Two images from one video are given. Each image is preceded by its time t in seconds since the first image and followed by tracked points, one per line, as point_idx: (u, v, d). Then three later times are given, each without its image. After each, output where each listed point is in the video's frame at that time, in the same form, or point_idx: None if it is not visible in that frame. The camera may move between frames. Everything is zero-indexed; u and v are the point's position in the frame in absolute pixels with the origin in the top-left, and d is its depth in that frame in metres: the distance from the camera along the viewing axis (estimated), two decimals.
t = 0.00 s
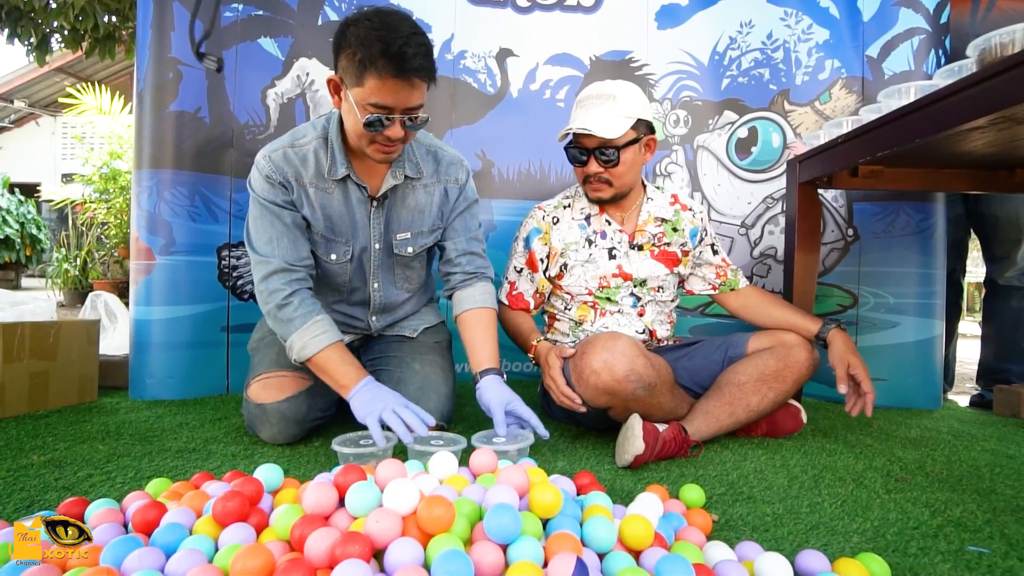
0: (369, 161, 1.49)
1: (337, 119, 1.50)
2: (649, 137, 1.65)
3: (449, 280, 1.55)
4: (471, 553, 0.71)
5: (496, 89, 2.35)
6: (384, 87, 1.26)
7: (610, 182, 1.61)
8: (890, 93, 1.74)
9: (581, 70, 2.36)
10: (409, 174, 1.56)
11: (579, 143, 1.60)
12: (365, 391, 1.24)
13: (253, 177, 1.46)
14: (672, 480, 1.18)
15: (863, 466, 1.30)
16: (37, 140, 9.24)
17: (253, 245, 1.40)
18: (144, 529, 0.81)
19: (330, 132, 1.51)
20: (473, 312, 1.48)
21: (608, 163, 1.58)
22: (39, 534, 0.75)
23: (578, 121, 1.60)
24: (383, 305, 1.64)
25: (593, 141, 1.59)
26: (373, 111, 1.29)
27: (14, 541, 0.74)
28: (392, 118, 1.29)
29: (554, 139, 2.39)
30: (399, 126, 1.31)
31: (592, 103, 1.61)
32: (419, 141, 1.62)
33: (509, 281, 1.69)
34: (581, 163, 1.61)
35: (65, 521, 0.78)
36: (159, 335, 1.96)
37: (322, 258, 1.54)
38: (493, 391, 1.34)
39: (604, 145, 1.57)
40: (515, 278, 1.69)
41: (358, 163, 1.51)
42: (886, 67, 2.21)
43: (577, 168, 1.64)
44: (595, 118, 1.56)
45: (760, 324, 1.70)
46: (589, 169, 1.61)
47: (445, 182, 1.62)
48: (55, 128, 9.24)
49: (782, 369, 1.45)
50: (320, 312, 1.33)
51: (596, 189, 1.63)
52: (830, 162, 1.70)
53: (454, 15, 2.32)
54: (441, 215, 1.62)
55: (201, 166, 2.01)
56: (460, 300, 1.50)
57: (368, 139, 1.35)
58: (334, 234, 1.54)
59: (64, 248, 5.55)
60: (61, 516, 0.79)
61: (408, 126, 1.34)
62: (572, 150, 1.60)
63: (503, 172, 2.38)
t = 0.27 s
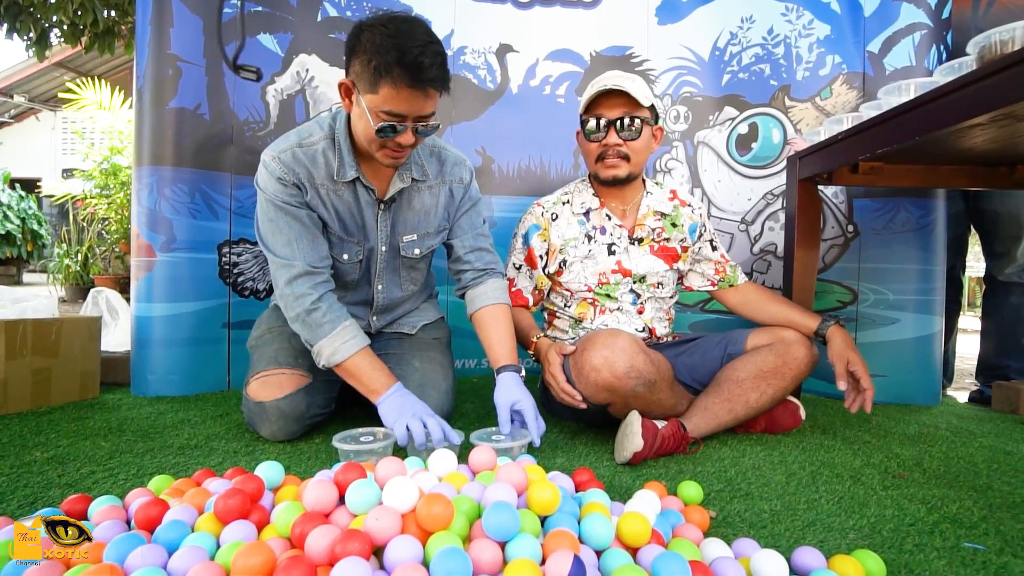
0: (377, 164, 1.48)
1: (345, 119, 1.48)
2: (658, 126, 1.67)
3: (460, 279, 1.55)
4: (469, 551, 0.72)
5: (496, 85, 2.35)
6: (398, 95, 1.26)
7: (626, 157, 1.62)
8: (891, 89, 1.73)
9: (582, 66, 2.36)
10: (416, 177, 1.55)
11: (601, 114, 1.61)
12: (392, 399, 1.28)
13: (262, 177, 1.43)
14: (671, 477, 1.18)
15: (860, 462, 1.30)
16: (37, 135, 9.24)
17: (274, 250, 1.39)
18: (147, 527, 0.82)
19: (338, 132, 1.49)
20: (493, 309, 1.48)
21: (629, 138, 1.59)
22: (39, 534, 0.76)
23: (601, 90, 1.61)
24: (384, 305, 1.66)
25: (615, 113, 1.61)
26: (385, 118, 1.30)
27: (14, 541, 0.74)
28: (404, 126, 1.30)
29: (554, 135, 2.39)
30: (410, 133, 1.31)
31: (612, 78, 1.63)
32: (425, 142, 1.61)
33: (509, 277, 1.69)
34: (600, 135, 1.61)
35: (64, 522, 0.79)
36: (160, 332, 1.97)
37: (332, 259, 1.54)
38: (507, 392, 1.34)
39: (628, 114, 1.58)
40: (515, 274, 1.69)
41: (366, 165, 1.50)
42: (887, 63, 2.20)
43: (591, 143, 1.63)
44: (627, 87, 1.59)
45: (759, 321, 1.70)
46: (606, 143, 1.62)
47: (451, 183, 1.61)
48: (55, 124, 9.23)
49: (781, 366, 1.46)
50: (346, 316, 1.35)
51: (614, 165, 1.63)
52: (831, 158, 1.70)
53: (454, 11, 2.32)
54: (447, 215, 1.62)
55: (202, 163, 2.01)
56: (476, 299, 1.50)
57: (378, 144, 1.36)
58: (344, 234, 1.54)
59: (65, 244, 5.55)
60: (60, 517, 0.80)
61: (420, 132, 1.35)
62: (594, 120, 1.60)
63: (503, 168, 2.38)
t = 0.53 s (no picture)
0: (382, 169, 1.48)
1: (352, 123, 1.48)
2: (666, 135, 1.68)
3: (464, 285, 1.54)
4: (471, 552, 0.72)
5: (497, 84, 2.35)
6: (401, 104, 1.26)
7: (638, 163, 1.62)
8: (891, 89, 1.73)
9: (582, 64, 2.36)
10: (421, 183, 1.55)
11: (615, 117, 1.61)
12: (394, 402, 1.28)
13: (268, 178, 1.43)
14: (671, 476, 1.19)
15: (860, 461, 1.31)
16: (36, 132, 9.23)
17: (280, 251, 1.39)
18: (149, 526, 0.82)
19: (344, 136, 1.50)
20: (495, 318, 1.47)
21: (641, 143, 1.59)
22: (39, 534, 0.76)
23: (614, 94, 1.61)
24: (388, 308, 1.66)
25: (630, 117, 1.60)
26: (388, 126, 1.30)
27: (14, 540, 0.75)
28: (407, 134, 1.29)
29: (555, 134, 2.39)
30: (414, 141, 1.31)
31: (625, 81, 1.63)
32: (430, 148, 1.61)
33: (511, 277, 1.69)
34: (613, 138, 1.60)
35: (64, 521, 0.79)
36: (161, 331, 1.97)
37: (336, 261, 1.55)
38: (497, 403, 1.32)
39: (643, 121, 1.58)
40: (516, 272, 1.69)
41: (371, 169, 1.50)
42: (888, 61, 2.20)
43: (603, 145, 1.63)
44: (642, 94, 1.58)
45: (760, 320, 1.71)
46: (619, 146, 1.62)
47: (456, 189, 1.61)
48: (55, 121, 9.22)
49: (782, 365, 1.46)
50: (352, 318, 1.36)
51: (624, 170, 1.62)
52: (832, 157, 1.70)
53: (454, 9, 2.31)
54: (452, 221, 1.62)
55: (202, 162, 2.01)
56: (484, 304, 1.49)
57: (382, 150, 1.36)
58: (348, 237, 1.54)
59: (65, 241, 5.56)
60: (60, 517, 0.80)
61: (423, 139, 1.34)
62: (606, 121, 1.60)
63: (504, 167, 2.38)
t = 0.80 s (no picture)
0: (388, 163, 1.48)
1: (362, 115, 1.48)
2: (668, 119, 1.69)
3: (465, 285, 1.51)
4: (476, 548, 0.72)
5: (498, 81, 2.35)
6: (394, 97, 1.25)
7: (635, 148, 1.63)
8: (895, 86, 1.73)
9: (584, 61, 2.35)
10: (426, 178, 1.55)
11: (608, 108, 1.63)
12: (400, 400, 1.29)
13: (280, 167, 1.42)
14: (674, 474, 1.19)
15: (863, 458, 1.31)
16: (37, 130, 9.22)
17: (296, 239, 1.38)
18: (154, 523, 0.82)
19: (353, 127, 1.49)
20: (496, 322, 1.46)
21: (636, 127, 1.60)
22: (39, 534, 0.76)
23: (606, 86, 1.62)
24: (392, 303, 1.66)
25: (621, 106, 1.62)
26: (384, 118, 1.30)
27: (13, 541, 0.75)
28: (401, 128, 1.30)
29: (557, 130, 2.38)
30: (410, 135, 1.31)
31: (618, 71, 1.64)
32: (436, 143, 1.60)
33: (516, 267, 1.70)
34: (607, 127, 1.62)
35: (65, 522, 0.78)
36: (164, 328, 1.97)
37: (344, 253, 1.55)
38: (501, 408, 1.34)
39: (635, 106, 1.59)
40: (521, 263, 1.70)
41: (378, 162, 1.50)
42: (891, 58, 2.19)
43: (601, 135, 1.65)
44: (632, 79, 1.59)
45: (763, 318, 1.71)
46: (614, 134, 1.63)
47: (461, 185, 1.60)
48: (55, 118, 9.22)
49: (785, 362, 1.46)
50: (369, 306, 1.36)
51: (622, 155, 1.63)
52: (835, 154, 1.70)
53: (456, 6, 2.31)
54: (455, 216, 1.61)
55: (203, 159, 2.01)
56: (487, 307, 1.47)
57: (381, 143, 1.37)
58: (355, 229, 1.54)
59: (66, 239, 5.56)
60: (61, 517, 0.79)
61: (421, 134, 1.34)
62: (600, 114, 1.61)
63: (506, 164, 2.38)
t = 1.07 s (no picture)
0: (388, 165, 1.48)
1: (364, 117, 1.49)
2: (660, 122, 1.64)
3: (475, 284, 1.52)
4: (486, 551, 0.73)
5: (502, 83, 2.35)
6: (408, 117, 1.26)
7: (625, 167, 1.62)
8: (899, 88, 1.72)
9: (587, 63, 2.35)
10: (428, 179, 1.55)
11: (593, 132, 1.63)
12: (353, 383, 1.27)
13: (276, 163, 1.47)
14: (680, 476, 1.19)
15: (867, 460, 1.31)
16: (39, 131, 9.23)
17: (272, 234, 1.42)
18: (163, 525, 0.83)
19: (356, 128, 1.51)
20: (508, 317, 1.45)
21: (622, 149, 1.59)
22: (39, 534, 0.76)
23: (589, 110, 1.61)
24: (394, 303, 1.65)
25: (605, 129, 1.61)
26: (398, 137, 1.30)
27: (14, 541, 0.76)
28: (415, 146, 1.30)
29: (560, 132, 2.39)
30: (422, 151, 1.32)
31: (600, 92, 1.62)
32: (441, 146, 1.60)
33: (524, 268, 1.72)
34: (595, 151, 1.63)
35: (65, 521, 0.78)
36: (168, 330, 1.97)
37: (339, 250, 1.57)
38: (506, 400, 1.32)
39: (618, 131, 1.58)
40: (529, 264, 1.73)
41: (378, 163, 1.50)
42: (894, 60, 2.19)
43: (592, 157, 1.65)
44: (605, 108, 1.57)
45: (767, 319, 1.71)
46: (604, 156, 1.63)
47: (464, 187, 1.60)
48: (58, 119, 9.23)
49: (788, 364, 1.46)
50: (324, 302, 1.36)
51: (612, 176, 1.63)
52: (839, 157, 1.70)
53: (460, 8, 2.31)
54: (458, 218, 1.60)
55: (209, 161, 2.01)
56: (499, 302, 1.47)
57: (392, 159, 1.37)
58: (352, 228, 1.56)
59: (68, 239, 5.57)
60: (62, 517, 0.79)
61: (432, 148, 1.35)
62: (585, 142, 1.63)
63: (509, 166, 2.38)
